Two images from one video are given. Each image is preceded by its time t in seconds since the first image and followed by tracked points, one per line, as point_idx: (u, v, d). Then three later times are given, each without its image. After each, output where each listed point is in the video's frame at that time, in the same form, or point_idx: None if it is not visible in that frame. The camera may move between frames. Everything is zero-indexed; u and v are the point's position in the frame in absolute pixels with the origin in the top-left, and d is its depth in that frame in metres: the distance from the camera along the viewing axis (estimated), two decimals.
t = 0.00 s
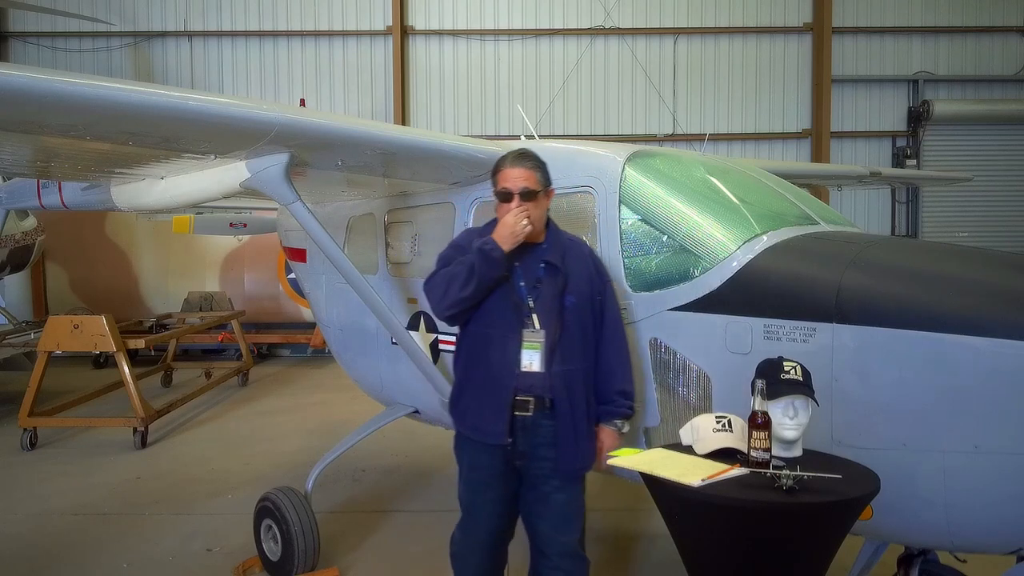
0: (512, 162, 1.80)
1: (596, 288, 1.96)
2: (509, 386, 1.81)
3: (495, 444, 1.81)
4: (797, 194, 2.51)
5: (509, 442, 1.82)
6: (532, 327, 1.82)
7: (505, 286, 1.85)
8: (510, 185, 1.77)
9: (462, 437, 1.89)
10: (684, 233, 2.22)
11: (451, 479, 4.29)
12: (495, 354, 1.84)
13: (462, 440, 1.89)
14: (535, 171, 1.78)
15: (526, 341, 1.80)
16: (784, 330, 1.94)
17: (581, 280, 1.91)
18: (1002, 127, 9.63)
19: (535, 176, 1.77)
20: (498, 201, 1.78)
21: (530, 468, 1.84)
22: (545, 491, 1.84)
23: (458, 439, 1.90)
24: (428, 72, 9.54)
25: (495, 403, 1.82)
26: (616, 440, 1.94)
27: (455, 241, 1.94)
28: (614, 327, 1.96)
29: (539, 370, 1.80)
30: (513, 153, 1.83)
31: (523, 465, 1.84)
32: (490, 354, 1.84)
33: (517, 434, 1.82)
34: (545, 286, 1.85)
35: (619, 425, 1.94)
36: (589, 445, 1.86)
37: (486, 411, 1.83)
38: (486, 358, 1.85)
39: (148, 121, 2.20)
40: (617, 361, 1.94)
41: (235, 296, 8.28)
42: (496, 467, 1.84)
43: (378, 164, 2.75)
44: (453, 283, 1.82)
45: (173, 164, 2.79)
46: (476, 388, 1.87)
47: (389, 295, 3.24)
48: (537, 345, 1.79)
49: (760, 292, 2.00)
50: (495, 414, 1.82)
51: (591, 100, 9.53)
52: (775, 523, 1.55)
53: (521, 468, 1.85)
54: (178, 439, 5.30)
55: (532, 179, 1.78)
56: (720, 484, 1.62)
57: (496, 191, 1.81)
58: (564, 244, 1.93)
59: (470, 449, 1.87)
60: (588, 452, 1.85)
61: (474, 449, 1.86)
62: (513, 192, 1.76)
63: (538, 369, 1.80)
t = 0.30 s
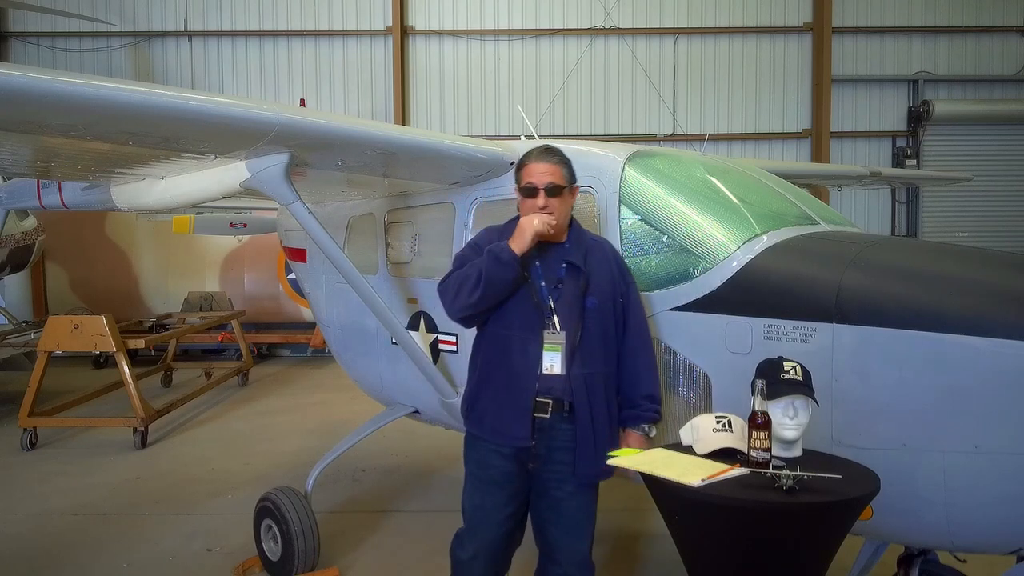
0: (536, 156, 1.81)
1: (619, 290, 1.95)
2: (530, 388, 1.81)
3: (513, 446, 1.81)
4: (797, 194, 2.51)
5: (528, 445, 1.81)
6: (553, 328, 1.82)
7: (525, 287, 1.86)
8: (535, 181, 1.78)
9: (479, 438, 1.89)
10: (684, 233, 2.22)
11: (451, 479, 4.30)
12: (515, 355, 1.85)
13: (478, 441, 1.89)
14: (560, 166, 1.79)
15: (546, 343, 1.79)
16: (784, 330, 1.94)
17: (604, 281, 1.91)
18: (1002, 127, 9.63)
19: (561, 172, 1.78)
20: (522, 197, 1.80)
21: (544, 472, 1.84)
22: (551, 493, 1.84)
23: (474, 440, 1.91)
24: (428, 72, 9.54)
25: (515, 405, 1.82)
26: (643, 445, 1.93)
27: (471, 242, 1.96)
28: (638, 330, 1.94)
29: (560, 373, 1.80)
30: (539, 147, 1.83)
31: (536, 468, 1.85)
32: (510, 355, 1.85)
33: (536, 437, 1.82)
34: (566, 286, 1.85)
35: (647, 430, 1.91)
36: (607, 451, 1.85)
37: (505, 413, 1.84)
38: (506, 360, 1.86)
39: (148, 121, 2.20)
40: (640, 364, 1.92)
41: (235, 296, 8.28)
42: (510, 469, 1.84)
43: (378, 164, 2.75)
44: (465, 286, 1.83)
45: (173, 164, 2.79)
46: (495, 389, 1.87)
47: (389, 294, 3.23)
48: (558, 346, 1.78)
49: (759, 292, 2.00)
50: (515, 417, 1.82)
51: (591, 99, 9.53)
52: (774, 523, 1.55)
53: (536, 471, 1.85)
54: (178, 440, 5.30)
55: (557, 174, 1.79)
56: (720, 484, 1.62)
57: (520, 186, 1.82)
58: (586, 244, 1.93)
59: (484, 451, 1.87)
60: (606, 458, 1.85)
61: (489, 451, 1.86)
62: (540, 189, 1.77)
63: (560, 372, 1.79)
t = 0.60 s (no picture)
0: (548, 154, 1.78)
1: (628, 294, 1.94)
2: (537, 393, 1.80)
3: (518, 451, 1.80)
4: (797, 194, 2.51)
5: (535, 451, 1.80)
6: (560, 333, 1.81)
7: (534, 290, 1.84)
8: (549, 176, 1.74)
9: (482, 441, 1.88)
10: (684, 233, 2.22)
11: (451, 479, 4.30)
12: (522, 360, 1.84)
13: (481, 444, 1.89)
14: (574, 162, 1.77)
15: (554, 347, 1.78)
16: (784, 330, 1.94)
17: (614, 285, 1.89)
18: (1002, 127, 9.63)
19: (576, 167, 1.75)
20: (534, 191, 1.74)
21: (548, 476, 1.84)
22: (555, 495, 1.84)
23: (477, 444, 1.90)
24: (428, 72, 9.54)
25: (521, 410, 1.81)
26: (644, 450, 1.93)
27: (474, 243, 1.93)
28: (645, 335, 1.94)
29: (567, 378, 1.79)
30: (551, 146, 1.83)
31: (540, 473, 1.85)
32: (517, 359, 1.84)
33: (541, 442, 1.81)
34: (575, 290, 1.84)
35: (648, 436, 1.91)
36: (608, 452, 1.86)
37: (511, 418, 1.83)
38: (513, 363, 1.85)
39: (148, 121, 2.20)
40: (645, 370, 1.92)
41: (235, 296, 8.28)
42: (515, 470, 1.84)
43: (378, 164, 2.75)
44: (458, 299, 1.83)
45: (173, 164, 2.79)
46: (500, 393, 1.86)
47: (389, 294, 3.23)
48: (565, 351, 1.78)
49: (759, 291, 2.00)
50: (521, 422, 1.80)
51: (591, 100, 9.53)
52: (774, 523, 1.55)
53: (540, 475, 1.85)
54: (178, 439, 5.30)
55: (571, 170, 1.76)
56: (720, 484, 1.62)
57: (532, 181, 1.78)
58: (596, 247, 1.91)
59: (487, 453, 1.86)
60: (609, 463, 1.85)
61: (492, 454, 1.85)
62: (554, 184, 1.73)
63: (567, 377, 1.78)
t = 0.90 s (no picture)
0: (545, 151, 1.79)
1: (620, 294, 1.90)
2: (539, 400, 1.74)
3: (522, 460, 1.75)
4: (797, 194, 2.51)
5: (539, 459, 1.76)
6: (559, 336, 1.74)
7: (530, 294, 1.76)
8: (544, 172, 1.75)
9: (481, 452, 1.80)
10: (684, 233, 2.22)
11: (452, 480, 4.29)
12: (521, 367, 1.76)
13: (479, 455, 1.81)
14: (570, 160, 1.78)
15: (554, 351, 1.73)
16: (784, 330, 1.93)
17: (608, 286, 1.85)
18: (1002, 127, 9.63)
19: (572, 165, 1.76)
20: (529, 185, 1.74)
21: (551, 482, 1.81)
22: (558, 499, 1.82)
23: (474, 454, 1.82)
24: (428, 71, 9.53)
25: (523, 417, 1.75)
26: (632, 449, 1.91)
27: (457, 254, 1.85)
28: (636, 336, 1.90)
29: (568, 382, 1.74)
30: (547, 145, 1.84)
31: (542, 479, 1.82)
32: (515, 366, 1.75)
33: (544, 449, 1.77)
34: (572, 292, 1.79)
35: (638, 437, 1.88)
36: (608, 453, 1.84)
37: (512, 427, 1.75)
38: (510, 370, 1.76)
39: (148, 121, 2.20)
40: (635, 373, 1.88)
41: (235, 296, 8.28)
42: (517, 480, 1.79)
43: (378, 164, 2.75)
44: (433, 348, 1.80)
45: (173, 164, 2.79)
46: (499, 401, 1.78)
47: (389, 294, 3.23)
48: (566, 354, 1.73)
49: (760, 291, 2.00)
50: (524, 430, 1.74)
51: (591, 99, 9.54)
52: (775, 523, 1.55)
53: (542, 481, 1.82)
54: (178, 440, 5.30)
55: (567, 168, 1.77)
56: (720, 484, 1.62)
57: (527, 177, 1.78)
58: (589, 247, 1.87)
59: (487, 463, 1.79)
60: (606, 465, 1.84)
61: (494, 465, 1.78)
62: (550, 179, 1.74)
63: (568, 381, 1.73)
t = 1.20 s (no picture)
0: (512, 148, 1.69)
1: (593, 294, 1.81)
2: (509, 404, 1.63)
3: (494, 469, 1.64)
4: (797, 194, 2.51)
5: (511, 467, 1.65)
6: (529, 337, 1.63)
7: (499, 294, 1.65)
8: (512, 170, 1.65)
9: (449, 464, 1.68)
10: (684, 233, 2.22)
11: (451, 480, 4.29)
12: (490, 371, 1.65)
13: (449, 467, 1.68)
14: (538, 157, 1.68)
15: (524, 353, 1.62)
16: (784, 330, 1.93)
17: (580, 286, 1.76)
18: (1002, 126, 9.63)
19: (541, 162, 1.66)
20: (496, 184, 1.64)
21: (527, 494, 1.67)
22: (536, 513, 1.68)
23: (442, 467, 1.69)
24: (428, 71, 9.53)
25: (494, 423, 1.64)
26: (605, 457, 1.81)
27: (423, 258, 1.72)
28: (609, 339, 1.82)
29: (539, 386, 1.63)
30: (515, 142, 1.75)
31: (520, 491, 1.67)
32: (485, 371, 1.64)
33: (517, 457, 1.65)
34: (543, 291, 1.68)
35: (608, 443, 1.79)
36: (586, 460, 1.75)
37: (482, 436, 1.64)
38: (480, 375, 1.65)
39: (148, 121, 2.20)
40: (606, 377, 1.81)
41: (235, 296, 8.28)
42: (493, 491, 1.66)
43: (379, 164, 2.75)
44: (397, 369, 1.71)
45: (173, 164, 2.79)
46: (468, 408, 1.66)
47: (389, 295, 3.22)
48: (537, 356, 1.62)
49: (760, 291, 2.00)
50: (494, 437, 1.64)
51: (591, 99, 9.54)
52: (774, 523, 1.55)
53: (518, 493, 1.67)
54: (178, 439, 5.30)
55: (535, 166, 1.68)
56: (720, 484, 1.62)
57: (493, 177, 1.68)
58: (560, 246, 1.77)
59: (457, 474, 1.66)
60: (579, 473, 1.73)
61: (464, 475, 1.66)
62: (518, 177, 1.64)
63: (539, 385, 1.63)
